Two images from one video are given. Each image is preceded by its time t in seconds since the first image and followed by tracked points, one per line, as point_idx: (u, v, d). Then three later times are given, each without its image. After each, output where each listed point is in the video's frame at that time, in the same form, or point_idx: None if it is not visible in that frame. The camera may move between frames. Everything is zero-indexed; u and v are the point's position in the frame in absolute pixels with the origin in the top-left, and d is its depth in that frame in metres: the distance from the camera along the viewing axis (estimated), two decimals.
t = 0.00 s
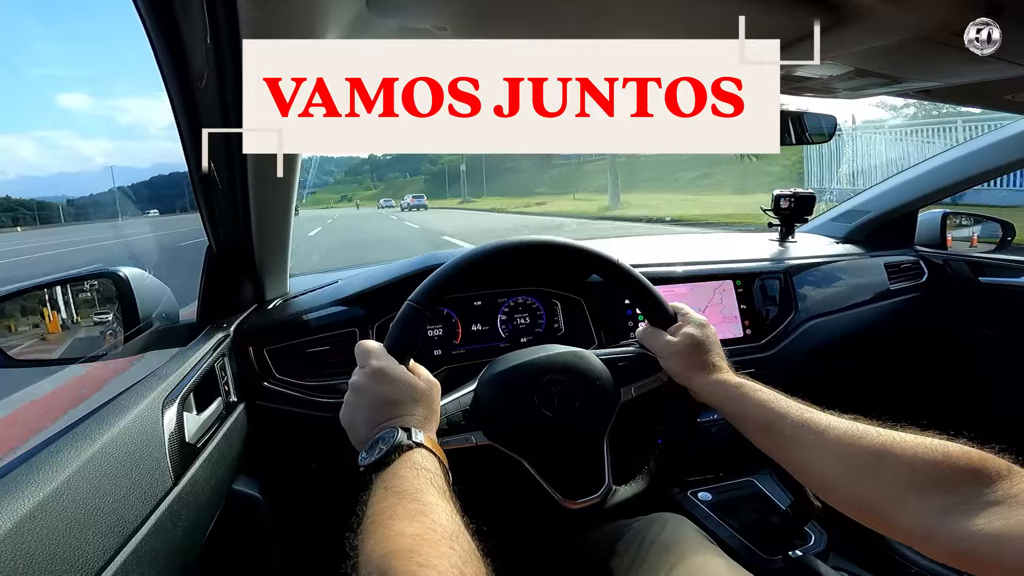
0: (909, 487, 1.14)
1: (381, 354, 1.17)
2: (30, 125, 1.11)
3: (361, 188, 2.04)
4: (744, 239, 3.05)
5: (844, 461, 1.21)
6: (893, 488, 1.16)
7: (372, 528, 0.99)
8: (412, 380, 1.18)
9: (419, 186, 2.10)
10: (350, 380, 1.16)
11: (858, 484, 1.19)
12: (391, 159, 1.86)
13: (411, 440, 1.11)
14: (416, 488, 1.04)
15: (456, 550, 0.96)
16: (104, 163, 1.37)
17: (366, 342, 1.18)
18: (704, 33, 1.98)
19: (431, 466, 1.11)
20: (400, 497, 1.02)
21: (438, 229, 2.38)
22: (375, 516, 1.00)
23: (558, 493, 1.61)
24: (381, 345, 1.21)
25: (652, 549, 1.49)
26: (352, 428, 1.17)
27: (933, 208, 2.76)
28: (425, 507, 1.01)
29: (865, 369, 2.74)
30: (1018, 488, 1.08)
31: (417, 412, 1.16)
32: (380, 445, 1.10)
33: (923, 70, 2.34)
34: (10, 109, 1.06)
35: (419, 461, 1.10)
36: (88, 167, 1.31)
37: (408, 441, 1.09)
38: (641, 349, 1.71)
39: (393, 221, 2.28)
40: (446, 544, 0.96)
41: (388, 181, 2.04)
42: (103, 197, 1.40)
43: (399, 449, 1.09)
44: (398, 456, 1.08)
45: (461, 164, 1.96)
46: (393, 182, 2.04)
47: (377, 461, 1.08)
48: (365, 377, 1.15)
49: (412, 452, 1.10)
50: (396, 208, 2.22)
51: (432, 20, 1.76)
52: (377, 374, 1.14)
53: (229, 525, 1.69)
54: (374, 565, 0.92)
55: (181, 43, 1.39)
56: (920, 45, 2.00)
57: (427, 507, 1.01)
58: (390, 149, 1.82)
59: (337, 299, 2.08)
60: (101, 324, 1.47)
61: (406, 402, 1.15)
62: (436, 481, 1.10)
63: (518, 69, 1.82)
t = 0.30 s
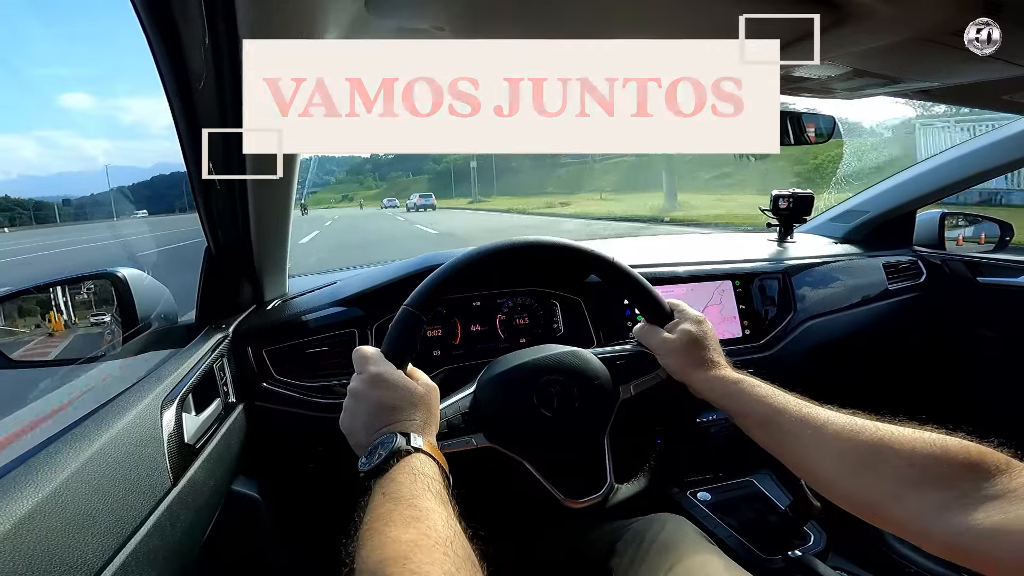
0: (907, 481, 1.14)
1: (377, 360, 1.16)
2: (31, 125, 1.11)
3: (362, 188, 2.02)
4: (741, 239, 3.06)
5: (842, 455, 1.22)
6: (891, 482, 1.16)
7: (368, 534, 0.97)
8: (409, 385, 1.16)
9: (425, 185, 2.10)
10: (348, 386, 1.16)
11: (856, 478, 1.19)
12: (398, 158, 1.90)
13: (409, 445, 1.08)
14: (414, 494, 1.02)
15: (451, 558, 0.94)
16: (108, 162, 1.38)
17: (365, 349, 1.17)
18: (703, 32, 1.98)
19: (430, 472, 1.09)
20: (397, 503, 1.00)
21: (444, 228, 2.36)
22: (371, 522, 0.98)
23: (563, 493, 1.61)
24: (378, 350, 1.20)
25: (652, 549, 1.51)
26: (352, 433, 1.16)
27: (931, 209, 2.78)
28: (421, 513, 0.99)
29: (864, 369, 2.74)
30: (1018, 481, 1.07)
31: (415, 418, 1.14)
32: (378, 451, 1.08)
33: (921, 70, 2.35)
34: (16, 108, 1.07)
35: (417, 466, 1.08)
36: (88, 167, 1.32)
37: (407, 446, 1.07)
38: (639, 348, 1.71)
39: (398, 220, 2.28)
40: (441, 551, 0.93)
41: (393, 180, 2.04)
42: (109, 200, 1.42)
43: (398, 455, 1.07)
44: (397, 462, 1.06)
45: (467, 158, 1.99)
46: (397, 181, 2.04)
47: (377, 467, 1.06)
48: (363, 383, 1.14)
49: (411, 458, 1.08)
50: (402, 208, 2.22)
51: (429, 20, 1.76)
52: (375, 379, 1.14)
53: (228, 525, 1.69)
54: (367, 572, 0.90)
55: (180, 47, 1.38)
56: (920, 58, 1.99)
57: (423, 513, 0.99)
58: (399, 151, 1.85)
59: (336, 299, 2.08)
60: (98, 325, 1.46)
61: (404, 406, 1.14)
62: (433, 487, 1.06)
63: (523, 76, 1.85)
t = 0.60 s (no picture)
0: (903, 474, 1.14)
1: (375, 363, 1.14)
2: (31, 125, 1.10)
3: (365, 187, 2.04)
4: (739, 237, 3.07)
5: (838, 449, 1.22)
6: (888, 475, 1.16)
7: (368, 541, 0.97)
8: (406, 388, 1.15)
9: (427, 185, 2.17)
10: (347, 390, 1.15)
11: (853, 471, 1.19)
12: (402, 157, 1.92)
13: (408, 450, 1.08)
14: (413, 499, 1.02)
15: (450, 563, 0.93)
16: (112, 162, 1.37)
17: (361, 354, 1.15)
18: (702, 31, 1.97)
19: (430, 477, 1.09)
20: (395, 508, 1.00)
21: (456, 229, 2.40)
22: (371, 528, 0.98)
23: (565, 492, 1.60)
24: (375, 354, 1.19)
25: (651, 548, 1.51)
26: (352, 438, 1.15)
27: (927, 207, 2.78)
28: (420, 518, 0.98)
29: (862, 368, 2.74)
30: (1014, 475, 1.08)
31: (413, 421, 1.13)
32: (378, 455, 1.08)
33: (920, 69, 2.35)
34: (15, 109, 1.05)
35: (418, 470, 1.07)
36: (89, 167, 1.31)
37: (406, 451, 1.07)
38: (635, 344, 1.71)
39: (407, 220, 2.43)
40: (439, 556, 0.93)
41: (395, 180, 2.05)
42: (109, 200, 1.41)
43: (398, 459, 1.07)
44: (396, 467, 1.06)
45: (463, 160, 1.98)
46: (399, 181, 2.06)
47: (377, 472, 1.06)
48: (361, 387, 1.13)
49: (411, 462, 1.08)
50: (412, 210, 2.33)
51: (428, 19, 1.76)
52: (374, 384, 1.13)
53: (226, 524, 1.69)
54: None
55: (178, 42, 1.38)
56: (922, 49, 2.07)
57: (422, 518, 0.99)
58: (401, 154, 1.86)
59: (333, 298, 2.08)
60: (95, 323, 1.45)
61: (403, 410, 1.13)
62: (432, 491, 1.06)
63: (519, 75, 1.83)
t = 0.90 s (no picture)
0: (898, 468, 1.15)
1: (370, 367, 1.13)
2: (33, 126, 1.10)
3: (367, 187, 1.84)
4: (737, 236, 3.08)
5: (833, 443, 1.22)
6: (882, 469, 1.16)
7: (365, 544, 0.97)
8: (403, 391, 1.14)
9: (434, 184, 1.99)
10: (343, 394, 1.14)
11: (848, 466, 1.19)
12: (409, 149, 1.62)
13: (405, 453, 1.07)
14: (408, 502, 1.01)
15: (445, 568, 0.94)
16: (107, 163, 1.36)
17: (356, 356, 1.14)
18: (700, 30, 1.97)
19: (428, 480, 1.08)
20: (391, 512, 0.99)
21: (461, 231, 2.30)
22: (367, 531, 0.99)
23: (565, 490, 1.60)
24: (372, 358, 1.18)
25: (647, 546, 1.52)
26: (351, 441, 1.14)
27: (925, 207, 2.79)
28: (415, 522, 0.98)
29: (858, 367, 2.75)
30: (1008, 470, 1.08)
31: (412, 423, 1.13)
32: (376, 459, 1.07)
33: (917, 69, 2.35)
34: (17, 110, 1.06)
35: (414, 473, 1.07)
36: (87, 168, 1.30)
37: (403, 454, 1.06)
38: (632, 342, 1.72)
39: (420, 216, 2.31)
40: (434, 562, 0.93)
41: (398, 179, 1.84)
42: (107, 200, 1.41)
43: (394, 463, 1.06)
44: (393, 470, 1.05)
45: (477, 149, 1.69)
46: (403, 180, 1.84)
47: (374, 476, 1.05)
48: (358, 391, 1.12)
49: (408, 466, 1.06)
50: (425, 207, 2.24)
51: (427, 17, 1.62)
52: (371, 387, 1.11)
53: (223, 524, 1.68)
54: None
55: (173, 37, 1.38)
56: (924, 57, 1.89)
57: (417, 522, 0.98)
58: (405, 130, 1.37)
59: (331, 297, 2.08)
60: (93, 321, 1.43)
61: (400, 413, 1.12)
62: (430, 494, 1.06)
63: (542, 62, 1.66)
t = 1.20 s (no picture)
0: (893, 468, 1.14)
1: (368, 372, 1.13)
2: (39, 126, 1.14)
3: (370, 185, 2.32)
4: (733, 240, 3.10)
5: (829, 445, 1.22)
6: (877, 470, 1.15)
7: (361, 550, 0.95)
8: (402, 396, 1.13)
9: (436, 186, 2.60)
10: (341, 400, 1.13)
11: (843, 466, 1.19)
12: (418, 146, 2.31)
13: (403, 458, 1.07)
14: (406, 507, 1.00)
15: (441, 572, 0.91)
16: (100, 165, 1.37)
17: (354, 361, 1.14)
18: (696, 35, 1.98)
19: (425, 486, 1.07)
20: (388, 517, 0.98)
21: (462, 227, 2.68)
22: (365, 537, 0.97)
23: (563, 493, 1.60)
24: (369, 363, 1.17)
25: (645, 550, 1.51)
26: (348, 448, 1.13)
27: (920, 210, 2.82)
28: (412, 527, 0.97)
29: (854, 369, 2.76)
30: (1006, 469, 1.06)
31: (410, 429, 1.12)
32: (374, 463, 1.06)
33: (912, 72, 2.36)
34: (32, 105, 1.12)
35: (413, 478, 1.06)
36: (83, 168, 1.32)
37: (402, 458, 1.06)
38: (628, 344, 1.72)
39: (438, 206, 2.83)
40: (430, 566, 0.90)
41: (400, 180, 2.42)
42: (102, 200, 1.41)
43: (392, 467, 1.06)
44: (392, 475, 1.05)
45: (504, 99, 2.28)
46: (406, 179, 2.45)
47: (371, 481, 1.05)
48: (356, 396, 1.11)
49: (406, 471, 1.06)
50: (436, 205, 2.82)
51: (423, 22, 1.63)
52: (368, 392, 1.11)
53: (217, 527, 1.67)
54: None
55: (171, 43, 1.39)
56: (920, 60, 1.85)
57: (414, 526, 0.97)
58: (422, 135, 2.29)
59: (328, 301, 2.08)
60: (88, 325, 1.42)
61: (398, 418, 1.11)
62: (426, 499, 1.05)
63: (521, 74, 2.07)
